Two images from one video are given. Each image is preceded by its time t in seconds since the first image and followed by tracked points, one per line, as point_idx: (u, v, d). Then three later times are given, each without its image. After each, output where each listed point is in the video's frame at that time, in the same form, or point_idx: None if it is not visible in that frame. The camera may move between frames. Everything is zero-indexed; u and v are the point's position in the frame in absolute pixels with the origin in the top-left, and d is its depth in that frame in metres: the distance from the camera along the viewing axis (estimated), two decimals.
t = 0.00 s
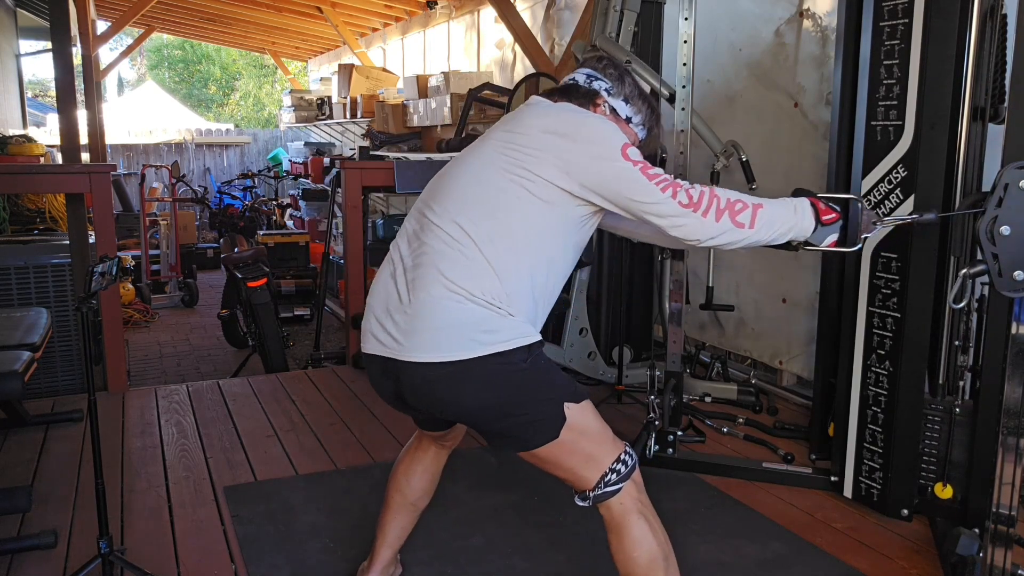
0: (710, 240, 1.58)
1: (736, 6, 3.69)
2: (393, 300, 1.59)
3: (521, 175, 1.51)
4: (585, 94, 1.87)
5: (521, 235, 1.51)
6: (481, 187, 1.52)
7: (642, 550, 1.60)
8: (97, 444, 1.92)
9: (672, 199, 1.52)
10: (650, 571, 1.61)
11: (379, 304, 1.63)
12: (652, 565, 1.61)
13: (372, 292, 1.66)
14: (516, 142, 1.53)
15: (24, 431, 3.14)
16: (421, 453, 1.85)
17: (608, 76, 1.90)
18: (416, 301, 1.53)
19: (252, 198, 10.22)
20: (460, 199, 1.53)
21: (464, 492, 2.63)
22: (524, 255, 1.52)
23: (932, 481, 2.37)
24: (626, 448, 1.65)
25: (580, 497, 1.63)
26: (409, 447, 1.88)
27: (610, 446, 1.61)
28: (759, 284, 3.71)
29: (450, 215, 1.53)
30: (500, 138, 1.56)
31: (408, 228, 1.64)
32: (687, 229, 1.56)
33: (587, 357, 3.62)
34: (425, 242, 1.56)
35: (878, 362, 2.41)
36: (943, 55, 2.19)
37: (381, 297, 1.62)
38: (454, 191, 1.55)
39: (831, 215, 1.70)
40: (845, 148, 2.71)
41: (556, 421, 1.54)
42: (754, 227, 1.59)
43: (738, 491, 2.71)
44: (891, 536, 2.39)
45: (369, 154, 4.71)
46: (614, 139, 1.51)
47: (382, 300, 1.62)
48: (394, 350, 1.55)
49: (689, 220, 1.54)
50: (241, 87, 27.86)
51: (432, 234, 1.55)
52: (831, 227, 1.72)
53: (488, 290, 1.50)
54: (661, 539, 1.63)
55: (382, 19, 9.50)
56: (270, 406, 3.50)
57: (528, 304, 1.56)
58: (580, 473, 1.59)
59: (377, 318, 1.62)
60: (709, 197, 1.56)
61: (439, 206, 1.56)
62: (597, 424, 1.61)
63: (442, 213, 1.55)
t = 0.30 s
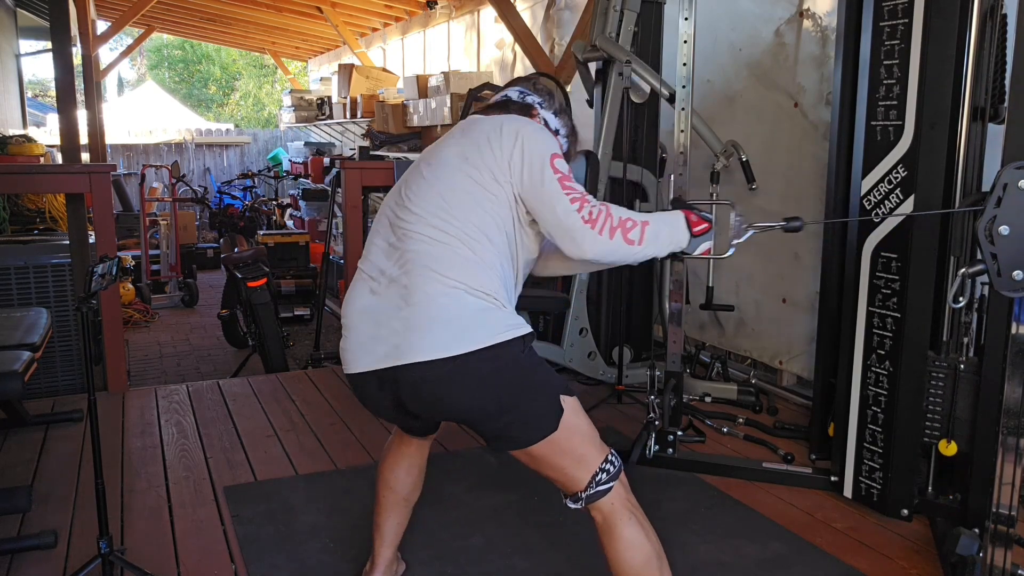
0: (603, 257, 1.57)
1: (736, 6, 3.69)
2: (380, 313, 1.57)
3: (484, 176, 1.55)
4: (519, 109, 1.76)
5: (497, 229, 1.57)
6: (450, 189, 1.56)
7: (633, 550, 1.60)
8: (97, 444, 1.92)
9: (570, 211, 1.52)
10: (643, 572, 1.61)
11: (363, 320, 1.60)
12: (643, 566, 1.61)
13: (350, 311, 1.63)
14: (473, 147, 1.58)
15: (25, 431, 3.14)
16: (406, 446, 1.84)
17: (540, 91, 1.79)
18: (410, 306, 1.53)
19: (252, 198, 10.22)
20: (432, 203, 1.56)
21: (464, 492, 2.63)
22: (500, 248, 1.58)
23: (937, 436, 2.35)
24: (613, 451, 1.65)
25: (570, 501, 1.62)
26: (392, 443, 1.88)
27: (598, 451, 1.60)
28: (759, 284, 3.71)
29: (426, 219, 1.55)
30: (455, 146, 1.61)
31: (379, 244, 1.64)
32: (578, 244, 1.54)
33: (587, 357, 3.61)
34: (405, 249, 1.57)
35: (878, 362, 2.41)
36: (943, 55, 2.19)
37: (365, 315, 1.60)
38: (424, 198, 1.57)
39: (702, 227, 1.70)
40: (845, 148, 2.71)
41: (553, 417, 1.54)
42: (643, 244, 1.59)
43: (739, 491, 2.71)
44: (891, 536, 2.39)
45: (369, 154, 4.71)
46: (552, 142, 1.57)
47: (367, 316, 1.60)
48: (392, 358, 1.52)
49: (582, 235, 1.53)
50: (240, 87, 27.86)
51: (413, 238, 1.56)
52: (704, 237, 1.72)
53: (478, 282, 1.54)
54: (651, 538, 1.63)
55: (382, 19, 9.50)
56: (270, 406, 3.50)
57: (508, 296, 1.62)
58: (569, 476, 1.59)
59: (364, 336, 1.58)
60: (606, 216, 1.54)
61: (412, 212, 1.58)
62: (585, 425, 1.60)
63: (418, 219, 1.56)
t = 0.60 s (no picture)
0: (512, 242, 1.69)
1: (736, 6, 3.69)
2: (385, 306, 1.58)
3: (459, 168, 1.63)
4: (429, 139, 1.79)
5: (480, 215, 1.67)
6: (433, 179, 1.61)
7: (622, 545, 1.59)
8: (97, 444, 1.92)
9: (517, 192, 1.65)
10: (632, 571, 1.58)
11: (368, 317, 1.59)
12: (633, 562, 1.58)
13: (345, 310, 1.61)
14: (443, 141, 1.65)
15: (24, 431, 3.14)
16: (374, 440, 1.85)
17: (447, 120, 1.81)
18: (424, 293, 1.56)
19: (252, 199, 10.22)
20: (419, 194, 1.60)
21: (464, 492, 2.63)
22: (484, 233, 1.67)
23: (944, 369, 2.28)
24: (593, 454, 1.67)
25: (554, 498, 1.62)
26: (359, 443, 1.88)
27: (580, 444, 1.63)
28: (759, 284, 3.71)
29: (419, 211, 1.59)
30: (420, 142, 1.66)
31: (362, 242, 1.63)
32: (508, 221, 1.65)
33: (587, 357, 3.61)
34: (402, 243, 1.59)
35: (878, 362, 2.41)
36: (943, 55, 2.18)
37: (365, 312, 1.59)
38: (410, 191, 1.60)
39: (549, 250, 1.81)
40: (844, 148, 2.71)
41: (544, 401, 1.58)
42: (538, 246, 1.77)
43: (739, 491, 2.71)
44: (891, 536, 2.39)
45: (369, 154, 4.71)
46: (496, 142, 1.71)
47: (371, 311, 1.59)
48: (412, 347, 1.54)
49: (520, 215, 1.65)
50: (240, 87, 27.86)
51: (411, 229, 1.58)
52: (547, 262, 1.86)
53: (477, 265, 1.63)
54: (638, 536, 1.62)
55: (382, 18, 9.50)
56: (270, 406, 3.50)
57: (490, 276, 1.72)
58: (556, 466, 1.60)
59: (370, 331, 1.58)
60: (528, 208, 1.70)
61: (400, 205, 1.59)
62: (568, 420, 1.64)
63: (410, 211, 1.59)
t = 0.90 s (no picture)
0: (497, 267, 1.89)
1: (736, 6, 3.69)
2: (418, 291, 1.59)
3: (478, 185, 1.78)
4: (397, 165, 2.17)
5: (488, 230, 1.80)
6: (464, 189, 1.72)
7: (624, 540, 1.57)
8: (97, 444, 1.92)
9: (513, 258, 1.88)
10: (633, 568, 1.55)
11: (399, 299, 1.58)
12: (636, 557, 1.56)
13: (373, 292, 1.59)
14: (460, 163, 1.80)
15: (24, 431, 3.14)
16: (365, 440, 1.85)
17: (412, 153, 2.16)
18: (460, 281, 1.61)
19: (252, 199, 10.22)
20: (453, 197, 1.69)
21: (464, 492, 2.63)
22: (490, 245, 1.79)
23: (951, 314, 2.14)
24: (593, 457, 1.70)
25: (557, 496, 1.62)
26: (348, 445, 1.87)
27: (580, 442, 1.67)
28: (759, 284, 3.71)
29: (454, 210, 1.67)
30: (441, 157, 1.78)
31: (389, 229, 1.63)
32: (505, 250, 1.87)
33: (587, 357, 3.61)
34: (437, 233, 1.64)
35: (878, 362, 2.41)
36: (944, 55, 2.18)
37: (394, 294, 1.59)
38: (443, 191, 1.68)
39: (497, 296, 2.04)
40: (844, 148, 2.71)
41: (548, 398, 1.63)
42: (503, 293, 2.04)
43: (739, 491, 2.70)
44: (891, 536, 2.39)
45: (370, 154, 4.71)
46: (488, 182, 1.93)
47: (401, 294, 1.59)
48: (448, 330, 1.57)
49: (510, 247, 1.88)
50: (240, 87, 27.86)
51: (446, 223, 1.65)
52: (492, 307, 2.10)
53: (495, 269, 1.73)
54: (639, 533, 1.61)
55: (382, 18, 9.50)
56: (270, 406, 3.50)
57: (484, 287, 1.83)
58: (558, 462, 1.62)
59: (401, 314, 1.58)
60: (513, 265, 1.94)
61: (436, 201, 1.66)
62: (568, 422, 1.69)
63: (444, 208, 1.67)
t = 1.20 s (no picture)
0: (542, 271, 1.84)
1: (736, 7, 3.69)
2: (430, 289, 1.58)
3: (517, 182, 1.72)
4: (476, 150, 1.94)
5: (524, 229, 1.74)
6: (497, 187, 1.67)
7: (641, 538, 1.60)
8: (97, 444, 1.92)
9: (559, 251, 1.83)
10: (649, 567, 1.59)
11: (410, 296, 1.58)
12: (651, 556, 1.59)
13: (386, 287, 1.59)
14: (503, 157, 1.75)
15: (24, 431, 3.13)
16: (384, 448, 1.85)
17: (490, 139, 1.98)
18: (473, 284, 1.58)
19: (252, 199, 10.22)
20: (482, 194, 1.65)
21: (464, 492, 2.63)
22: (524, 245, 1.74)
23: (945, 339, 2.23)
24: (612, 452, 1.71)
25: (575, 493, 1.63)
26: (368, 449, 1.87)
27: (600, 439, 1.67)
28: (759, 284, 3.71)
29: (481, 208, 1.63)
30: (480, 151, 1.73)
31: (408, 223, 1.63)
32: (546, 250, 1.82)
33: (587, 357, 3.61)
34: (456, 231, 1.61)
35: (878, 362, 2.41)
36: (944, 55, 2.18)
37: (407, 290, 1.58)
38: (472, 188, 1.65)
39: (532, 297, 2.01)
40: (844, 148, 2.71)
41: (567, 402, 1.61)
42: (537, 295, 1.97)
43: (739, 491, 2.70)
44: (890, 536, 2.39)
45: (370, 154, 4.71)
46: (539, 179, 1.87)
47: (413, 292, 1.58)
48: (455, 331, 1.55)
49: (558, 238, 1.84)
50: (240, 87, 27.86)
51: (468, 222, 1.62)
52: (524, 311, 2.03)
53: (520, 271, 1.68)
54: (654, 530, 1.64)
55: (382, 18, 9.50)
56: (270, 406, 3.50)
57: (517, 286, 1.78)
58: (578, 462, 1.63)
59: (411, 311, 1.57)
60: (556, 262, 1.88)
61: (462, 198, 1.63)
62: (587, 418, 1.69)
63: (469, 205, 1.63)
